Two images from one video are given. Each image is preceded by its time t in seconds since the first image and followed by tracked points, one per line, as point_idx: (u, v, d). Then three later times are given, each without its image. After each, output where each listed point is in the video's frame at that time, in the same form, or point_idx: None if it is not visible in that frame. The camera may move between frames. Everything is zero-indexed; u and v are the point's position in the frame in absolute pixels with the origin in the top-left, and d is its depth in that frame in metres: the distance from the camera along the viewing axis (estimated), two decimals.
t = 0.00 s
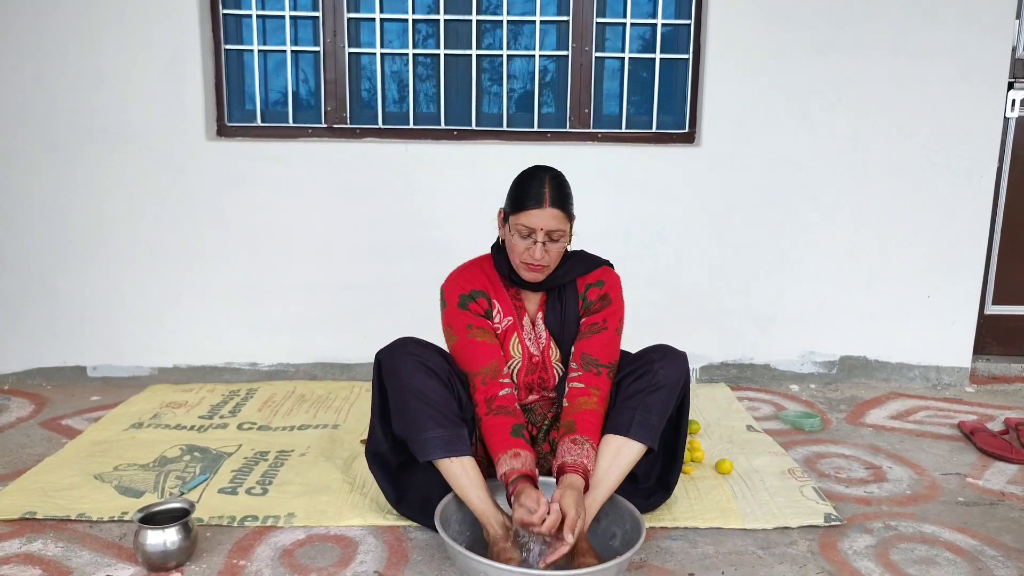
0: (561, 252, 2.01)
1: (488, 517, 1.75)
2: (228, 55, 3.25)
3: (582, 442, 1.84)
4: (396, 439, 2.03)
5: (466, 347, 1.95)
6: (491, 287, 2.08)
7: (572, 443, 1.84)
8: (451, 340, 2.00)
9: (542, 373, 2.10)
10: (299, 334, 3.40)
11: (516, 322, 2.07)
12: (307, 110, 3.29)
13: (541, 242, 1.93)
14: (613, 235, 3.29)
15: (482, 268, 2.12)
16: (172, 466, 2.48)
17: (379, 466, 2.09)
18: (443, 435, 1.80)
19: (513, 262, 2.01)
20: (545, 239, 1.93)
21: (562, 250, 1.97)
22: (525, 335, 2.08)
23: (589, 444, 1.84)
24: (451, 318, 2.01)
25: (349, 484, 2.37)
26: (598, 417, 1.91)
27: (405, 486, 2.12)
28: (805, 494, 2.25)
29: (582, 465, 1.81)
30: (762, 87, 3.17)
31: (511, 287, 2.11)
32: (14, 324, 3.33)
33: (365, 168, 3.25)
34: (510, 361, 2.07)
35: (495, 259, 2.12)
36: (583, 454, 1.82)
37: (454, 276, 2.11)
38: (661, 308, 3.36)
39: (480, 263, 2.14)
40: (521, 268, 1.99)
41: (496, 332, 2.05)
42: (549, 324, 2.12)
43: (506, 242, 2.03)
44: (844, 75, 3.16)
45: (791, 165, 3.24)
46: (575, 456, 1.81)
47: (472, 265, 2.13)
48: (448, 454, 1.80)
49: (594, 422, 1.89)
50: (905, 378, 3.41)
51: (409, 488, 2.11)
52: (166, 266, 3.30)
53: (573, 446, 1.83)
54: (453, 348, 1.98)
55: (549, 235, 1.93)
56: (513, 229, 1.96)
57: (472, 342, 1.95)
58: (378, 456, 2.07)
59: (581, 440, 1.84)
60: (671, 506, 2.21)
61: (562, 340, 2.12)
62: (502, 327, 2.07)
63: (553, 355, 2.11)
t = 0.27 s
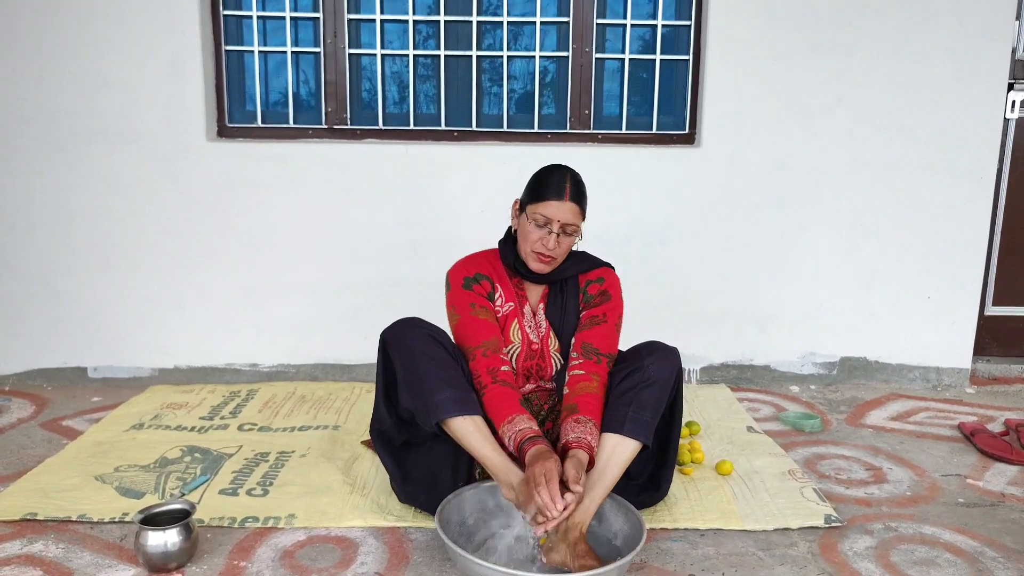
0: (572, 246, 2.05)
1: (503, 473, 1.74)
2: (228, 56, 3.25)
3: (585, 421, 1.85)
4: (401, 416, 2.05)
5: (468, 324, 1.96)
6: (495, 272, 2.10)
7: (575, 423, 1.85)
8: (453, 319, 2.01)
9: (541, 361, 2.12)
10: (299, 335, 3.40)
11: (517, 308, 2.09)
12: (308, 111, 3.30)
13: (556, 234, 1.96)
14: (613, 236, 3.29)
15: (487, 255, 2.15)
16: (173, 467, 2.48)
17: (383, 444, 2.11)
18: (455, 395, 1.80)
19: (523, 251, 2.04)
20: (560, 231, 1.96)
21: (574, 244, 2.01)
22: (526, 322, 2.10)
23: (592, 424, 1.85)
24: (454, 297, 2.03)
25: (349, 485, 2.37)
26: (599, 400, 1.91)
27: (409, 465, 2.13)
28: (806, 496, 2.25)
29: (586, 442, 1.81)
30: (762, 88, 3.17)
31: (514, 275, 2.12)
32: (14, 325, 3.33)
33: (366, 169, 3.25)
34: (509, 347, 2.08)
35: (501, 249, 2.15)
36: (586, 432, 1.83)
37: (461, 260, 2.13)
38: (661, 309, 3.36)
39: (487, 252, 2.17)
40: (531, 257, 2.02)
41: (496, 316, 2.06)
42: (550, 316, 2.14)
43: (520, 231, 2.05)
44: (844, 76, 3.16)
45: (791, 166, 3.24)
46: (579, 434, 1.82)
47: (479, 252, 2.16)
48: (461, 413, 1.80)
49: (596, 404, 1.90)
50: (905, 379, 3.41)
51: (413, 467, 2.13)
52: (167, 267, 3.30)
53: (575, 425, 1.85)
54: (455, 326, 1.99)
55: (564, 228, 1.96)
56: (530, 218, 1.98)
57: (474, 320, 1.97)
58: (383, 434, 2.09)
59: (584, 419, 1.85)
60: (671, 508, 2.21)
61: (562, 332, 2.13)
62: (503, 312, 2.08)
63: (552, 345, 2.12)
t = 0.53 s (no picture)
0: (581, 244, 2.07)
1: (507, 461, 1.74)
2: (230, 59, 3.26)
3: (583, 421, 1.87)
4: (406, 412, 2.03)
5: (474, 309, 1.98)
6: (503, 264, 2.13)
7: (574, 421, 1.87)
8: (459, 304, 2.03)
9: (544, 355, 2.11)
10: (301, 337, 3.40)
11: (523, 300, 2.10)
12: (310, 114, 3.30)
13: (566, 230, 1.99)
14: (615, 238, 3.29)
15: (497, 248, 2.17)
16: (176, 470, 2.48)
17: (390, 440, 2.10)
18: (461, 384, 1.80)
19: (533, 249, 2.06)
20: (570, 227, 1.99)
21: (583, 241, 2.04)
22: (532, 315, 2.10)
23: (590, 424, 1.87)
24: (462, 283, 2.05)
25: (351, 487, 2.37)
26: (598, 399, 1.93)
27: (414, 462, 2.11)
28: (808, 498, 2.25)
29: (584, 442, 1.82)
30: (764, 90, 3.17)
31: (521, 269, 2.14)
32: (17, 327, 3.33)
33: (368, 171, 3.25)
34: (514, 338, 2.08)
35: (510, 245, 2.17)
36: (585, 432, 1.84)
37: (472, 250, 2.16)
38: (663, 311, 3.36)
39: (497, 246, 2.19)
40: (541, 255, 2.05)
41: (502, 306, 2.07)
42: (556, 312, 2.14)
43: (530, 229, 2.08)
44: (845, 78, 3.16)
45: (793, 168, 3.24)
46: (578, 434, 1.84)
47: (489, 246, 2.18)
48: (467, 401, 1.79)
49: (595, 403, 1.91)
50: (908, 382, 3.41)
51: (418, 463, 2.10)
52: (169, 269, 3.31)
53: (575, 424, 1.86)
54: (461, 311, 2.01)
55: (574, 225, 1.99)
56: (541, 214, 2.01)
57: (480, 306, 1.99)
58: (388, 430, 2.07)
59: (583, 419, 1.87)
60: (674, 510, 2.21)
61: (567, 327, 2.14)
62: (509, 303, 2.09)
63: (556, 340, 2.13)
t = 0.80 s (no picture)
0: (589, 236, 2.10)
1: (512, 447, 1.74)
2: (234, 55, 3.26)
3: (595, 416, 1.85)
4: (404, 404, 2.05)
5: (482, 304, 1.98)
6: (510, 261, 2.13)
7: (585, 415, 1.85)
8: (466, 300, 2.03)
9: (550, 354, 2.12)
10: (304, 333, 3.40)
11: (529, 298, 2.10)
12: (313, 110, 3.30)
13: (576, 214, 2.02)
14: (618, 235, 3.28)
15: (505, 248, 2.19)
16: (180, 466, 2.48)
17: (388, 433, 2.11)
18: (460, 367, 1.82)
19: (541, 234, 2.08)
20: (581, 212, 2.02)
21: (591, 231, 2.06)
22: (538, 313, 2.11)
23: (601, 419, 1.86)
24: (469, 279, 2.06)
25: (355, 484, 2.37)
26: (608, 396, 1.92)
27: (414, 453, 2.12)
28: (812, 496, 2.25)
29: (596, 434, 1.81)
30: (768, 86, 3.17)
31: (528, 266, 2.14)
32: (21, 324, 3.34)
33: (371, 168, 3.25)
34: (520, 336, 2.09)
35: (517, 240, 2.18)
36: (597, 425, 1.83)
37: (479, 249, 2.17)
38: (666, 308, 3.35)
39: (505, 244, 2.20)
40: (549, 239, 2.06)
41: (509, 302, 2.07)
42: (562, 310, 2.14)
43: (539, 216, 2.11)
44: (850, 75, 3.15)
45: (797, 165, 3.23)
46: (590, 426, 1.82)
47: (497, 244, 2.20)
48: (467, 383, 1.80)
49: (605, 400, 1.90)
50: (911, 379, 3.41)
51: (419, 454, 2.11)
52: (172, 266, 3.31)
53: (586, 417, 1.85)
54: (467, 307, 2.01)
55: (585, 210, 2.03)
56: (552, 198, 2.05)
57: (488, 301, 1.99)
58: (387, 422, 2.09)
59: (595, 413, 1.86)
60: (677, 507, 2.21)
61: (573, 326, 2.13)
62: (516, 301, 2.10)
63: (563, 339, 2.13)
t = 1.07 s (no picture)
0: (590, 235, 2.12)
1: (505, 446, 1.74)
2: (236, 55, 3.26)
3: (589, 428, 1.86)
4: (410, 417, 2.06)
5: (481, 298, 2.00)
6: (512, 258, 2.14)
7: (580, 429, 1.86)
8: (466, 293, 2.04)
9: (549, 353, 2.12)
10: (306, 333, 3.40)
11: (530, 295, 2.10)
12: (315, 110, 3.30)
13: (580, 206, 2.06)
14: (620, 235, 3.28)
15: (507, 244, 2.19)
16: (181, 465, 2.48)
17: (394, 445, 2.13)
18: (468, 377, 1.80)
19: (543, 225, 2.10)
20: (585, 205, 2.07)
21: (593, 226, 2.08)
22: (539, 311, 2.10)
23: (596, 431, 1.86)
24: (470, 272, 2.07)
25: (357, 484, 2.37)
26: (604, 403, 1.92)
27: (419, 464, 2.12)
28: (813, 497, 2.25)
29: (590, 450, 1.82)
30: (770, 87, 3.16)
31: (529, 262, 2.15)
32: (22, 323, 3.34)
33: (373, 168, 3.25)
34: (520, 333, 2.09)
35: (521, 238, 2.20)
36: (590, 439, 1.84)
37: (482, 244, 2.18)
38: (668, 309, 3.35)
39: (508, 240, 2.21)
40: (551, 229, 2.07)
41: (509, 298, 2.07)
42: (562, 311, 2.13)
43: (543, 211, 2.14)
44: (852, 76, 3.15)
45: (799, 166, 3.23)
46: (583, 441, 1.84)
47: (499, 240, 2.21)
48: (475, 394, 1.79)
49: (599, 410, 1.90)
50: (913, 380, 3.41)
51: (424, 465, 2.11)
52: (174, 265, 3.31)
53: (580, 432, 1.86)
54: (467, 300, 2.02)
55: (589, 204, 2.07)
56: (558, 192, 2.11)
57: (487, 295, 2.00)
58: (395, 434, 2.13)
59: (589, 426, 1.86)
60: (679, 508, 2.21)
61: (572, 330, 2.12)
62: (516, 297, 2.10)
63: (562, 339, 2.12)
